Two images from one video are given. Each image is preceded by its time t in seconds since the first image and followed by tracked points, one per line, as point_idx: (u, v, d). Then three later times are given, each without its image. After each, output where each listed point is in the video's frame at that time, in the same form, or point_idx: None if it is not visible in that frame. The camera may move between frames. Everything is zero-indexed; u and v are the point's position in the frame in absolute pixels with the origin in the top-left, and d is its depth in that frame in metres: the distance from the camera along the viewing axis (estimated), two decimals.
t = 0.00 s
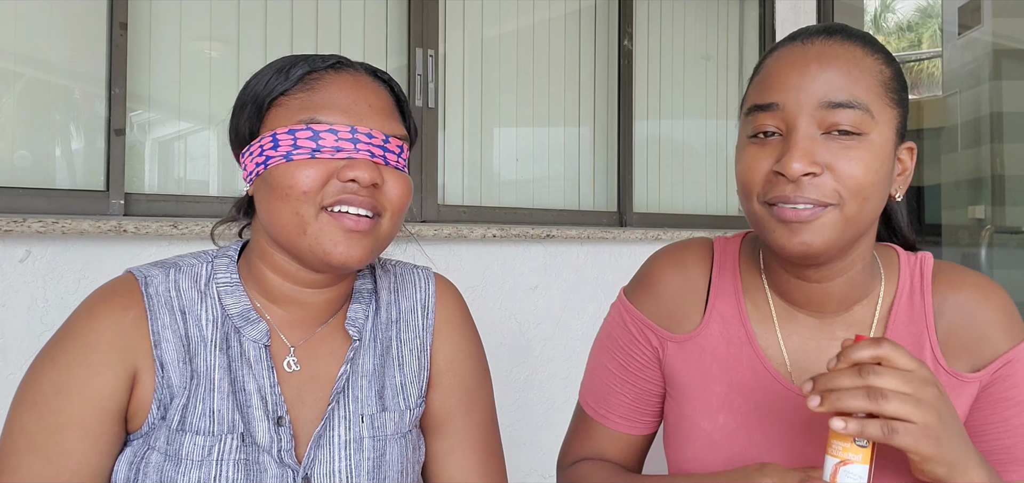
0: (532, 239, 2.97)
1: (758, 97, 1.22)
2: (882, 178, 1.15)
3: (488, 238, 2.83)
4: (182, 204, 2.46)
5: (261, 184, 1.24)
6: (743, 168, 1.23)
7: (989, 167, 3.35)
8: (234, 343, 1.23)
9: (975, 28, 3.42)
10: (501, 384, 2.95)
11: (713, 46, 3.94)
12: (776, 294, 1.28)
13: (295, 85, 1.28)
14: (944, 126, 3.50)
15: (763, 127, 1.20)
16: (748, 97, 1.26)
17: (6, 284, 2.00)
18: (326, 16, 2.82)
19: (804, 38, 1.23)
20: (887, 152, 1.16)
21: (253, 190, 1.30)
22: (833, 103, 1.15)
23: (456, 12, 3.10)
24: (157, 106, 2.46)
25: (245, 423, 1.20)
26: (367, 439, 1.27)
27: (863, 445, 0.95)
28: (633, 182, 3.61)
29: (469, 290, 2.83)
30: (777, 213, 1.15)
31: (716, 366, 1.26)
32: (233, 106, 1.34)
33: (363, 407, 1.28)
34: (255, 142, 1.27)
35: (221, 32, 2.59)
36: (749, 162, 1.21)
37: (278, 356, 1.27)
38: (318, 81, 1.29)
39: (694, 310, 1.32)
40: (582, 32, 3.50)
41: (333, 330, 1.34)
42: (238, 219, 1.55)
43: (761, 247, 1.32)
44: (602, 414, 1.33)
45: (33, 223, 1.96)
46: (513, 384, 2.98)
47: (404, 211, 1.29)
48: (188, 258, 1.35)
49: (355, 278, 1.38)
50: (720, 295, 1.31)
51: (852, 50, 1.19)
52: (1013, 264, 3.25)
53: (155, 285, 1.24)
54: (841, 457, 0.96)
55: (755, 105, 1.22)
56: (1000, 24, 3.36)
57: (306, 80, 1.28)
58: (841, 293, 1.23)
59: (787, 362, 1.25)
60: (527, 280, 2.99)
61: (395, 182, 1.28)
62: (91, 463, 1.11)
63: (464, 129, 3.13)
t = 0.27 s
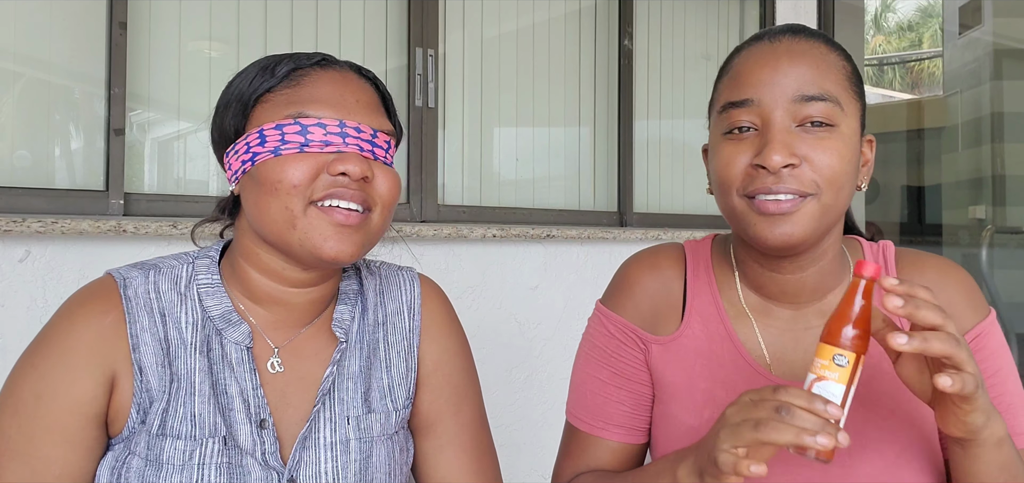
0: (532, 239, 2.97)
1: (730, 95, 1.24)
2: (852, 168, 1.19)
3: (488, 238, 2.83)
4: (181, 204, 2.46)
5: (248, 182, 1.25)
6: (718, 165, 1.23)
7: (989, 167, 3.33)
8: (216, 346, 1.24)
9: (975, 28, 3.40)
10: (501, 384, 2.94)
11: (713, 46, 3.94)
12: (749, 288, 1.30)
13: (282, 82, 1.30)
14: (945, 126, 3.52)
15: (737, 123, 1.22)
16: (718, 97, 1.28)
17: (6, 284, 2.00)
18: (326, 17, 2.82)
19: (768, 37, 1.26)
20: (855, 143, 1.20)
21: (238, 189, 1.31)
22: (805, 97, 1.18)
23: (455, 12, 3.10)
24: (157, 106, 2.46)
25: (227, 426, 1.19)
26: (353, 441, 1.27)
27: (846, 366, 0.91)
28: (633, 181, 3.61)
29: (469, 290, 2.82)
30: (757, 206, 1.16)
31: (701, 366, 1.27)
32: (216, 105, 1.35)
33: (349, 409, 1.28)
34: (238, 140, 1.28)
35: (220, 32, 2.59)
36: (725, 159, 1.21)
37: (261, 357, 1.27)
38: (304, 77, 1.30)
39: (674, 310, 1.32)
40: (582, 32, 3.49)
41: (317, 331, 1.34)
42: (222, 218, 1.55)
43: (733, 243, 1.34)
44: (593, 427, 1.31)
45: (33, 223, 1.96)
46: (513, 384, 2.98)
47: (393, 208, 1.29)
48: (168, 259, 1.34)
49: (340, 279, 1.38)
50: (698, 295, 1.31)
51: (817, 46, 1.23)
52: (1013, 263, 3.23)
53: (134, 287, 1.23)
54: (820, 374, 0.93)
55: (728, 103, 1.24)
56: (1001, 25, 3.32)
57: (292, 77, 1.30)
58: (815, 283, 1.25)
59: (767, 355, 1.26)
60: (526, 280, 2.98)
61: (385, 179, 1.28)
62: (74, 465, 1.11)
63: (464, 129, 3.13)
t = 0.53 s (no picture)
0: (532, 239, 2.97)
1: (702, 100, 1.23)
2: (822, 175, 1.19)
3: (488, 238, 2.83)
4: (181, 204, 2.46)
5: (249, 168, 1.25)
6: (693, 171, 1.22)
7: (990, 167, 3.34)
8: (219, 346, 1.23)
9: (975, 28, 3.41)
10: (501, 385, 2.94)
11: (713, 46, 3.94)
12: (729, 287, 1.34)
13: (286, 76, 1.32)
14: (945, 125, 3.52)
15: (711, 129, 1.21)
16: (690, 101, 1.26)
17: (6, 284, 2.00)
18: (327, 17, 2.82)
19: (740, 39, 1.25)
20: (825, 148, 1.20)
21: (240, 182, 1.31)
22: (777, 104, 1.18)
23: (455, 12, 3.09)
24: (156, 106, 2.46)
25: (230, 427, 1.20)
26: (355, 442, 1.27)
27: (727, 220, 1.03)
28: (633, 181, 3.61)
29: (469, 290, 2.82)
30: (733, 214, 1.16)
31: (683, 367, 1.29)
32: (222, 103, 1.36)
33: (351, 410, 1.28)
34: (242, 135, 1.29)
35: (221, 32, 2.59)
36: (700, 166, 1.21)
37: (263, 356, 1.27)
38: (308, 71, 1.33)
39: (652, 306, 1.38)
40: (582, 32, 3.50)
41: (319, 329, 1.33)
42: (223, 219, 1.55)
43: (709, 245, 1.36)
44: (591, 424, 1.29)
45: (33, 223, 1.96)
46: (513, 385, 2.97)
47: (394, 198, 1.29)
48: (170, 258, 1.34)
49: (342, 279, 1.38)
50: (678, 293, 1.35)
51: (789, 50, 1.23)
52: (1014, 264, 3.24)
53: (137, 287, 1.23)
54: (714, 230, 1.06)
55: (700, 108, 1.23)
56: (1002, 24, 3.34)
57: (296, 72, 1.32)
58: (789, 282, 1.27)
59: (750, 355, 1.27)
60: (526, 280, 2.98)
61: (387, 169, 1.28)
62: (76, 466, 1.11)
63: (464, 129, 3.12)
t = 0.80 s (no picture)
0: (532, 239, 2.97)
1: (702, 101, 1.23)
2: (818, 181, 1.19)
3: (488, 238, 2.82)
4: (181, 204, 2.46)
5: (262, 165, 1.25)
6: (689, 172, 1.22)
7: (990, 167, 3.34)
8: (228, 342, 1.23)
9: (975, 28, 3.41)
10: (501, 385, 2.94)
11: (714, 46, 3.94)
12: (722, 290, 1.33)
13: (303, 77, 1.34)
14: (946, 125, 3.51)
15: (709, 131, 1.21)
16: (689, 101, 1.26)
17: (6, 284, 1.99)
18: (326, 17, 2.82)
19: (740, 41, 1.25)
20: (822, 154, 1.21)
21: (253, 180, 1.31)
22: (776, 110, 1.17)
23: (455, 12, 3.09)
24: (156, 106, 2.46)
25: (238, 421, 1.20)
26: (361, 437, 1.27)
27: (705, 228, 1.04)
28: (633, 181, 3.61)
29: (469, 290, 2.82)
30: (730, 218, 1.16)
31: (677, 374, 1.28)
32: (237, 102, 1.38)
33: (358, 405, 1.28)
34: (256, 135, 1.29)
35: (221, 32, 2.58)
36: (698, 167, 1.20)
37: (271, 352, 1.27)
38: (324, 72, 1.34)
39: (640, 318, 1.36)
40: (582, 32, 3.49)
41: (327, 327, 1.34)
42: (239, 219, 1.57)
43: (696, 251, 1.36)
44: (593, 445, 1.30)
45: (32, 223, 1.95)
46: (513, 385, 2.97)
47: (405, 199, 1.29)
48: (181, 256, 1.34)
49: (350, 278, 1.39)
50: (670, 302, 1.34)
51: (789, 54, 1.22)
52: (1013, 264, 3.24)
53: (148, 283, 1.24)
54: (691, 242, 1.07)
55: (700, 110, 1.22)
56: (1001, 24, 3.32)
57: (313, 73, 1.35)
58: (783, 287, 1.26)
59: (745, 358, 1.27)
60: (527, 280, 2.98)
61: (398, 170, 1.28)
62: (84, 462, 1.11)
63: (464, 129, 3.12)
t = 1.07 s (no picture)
0: (532, 239, 2.97)
1: (706, 102, 1.23)
2: (820, 181, 1.19)
3: (488, 238, 2.82)
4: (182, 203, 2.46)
5: (264, 166, 1.26)
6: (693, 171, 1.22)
7: (990, 167, 3.33)
8: (230, 334, 1.24)
9: (975, 28, 3.41)
10: (501, 385, 2.94)
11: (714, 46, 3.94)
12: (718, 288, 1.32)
13: (308, 80, 1.34)
14: (945, 126, 3.51)
15: (714, 131, 1.21)
16: (694, 101, 1.26)
17: (6, 284, 2.00)
18: (326, 18, 2.82)
19: (746, 41, 1.25)
20: (825, 155, 1.21)
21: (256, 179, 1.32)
22: (781, 110, 1.17)
23: (455, 12, 3.09)
24: (157, 106, 2.46)
25: (239, 410, 1.20)
26: (359, 431, 1.26)
27: (716, 219, 1.02)
28: (633, 181, 3.61)
29: (469, 290, 2.82)
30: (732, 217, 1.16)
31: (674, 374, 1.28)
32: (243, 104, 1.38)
33: (356, 399, 1.28)
34: (259, 136, 1.29)
35: (220, 32, 2.58)
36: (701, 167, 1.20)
37: (273, 346, 1.27)
38: (328, 77, 1.34)
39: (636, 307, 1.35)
40: (582, 32, 3.50)
41: (328, 323, 1.34)
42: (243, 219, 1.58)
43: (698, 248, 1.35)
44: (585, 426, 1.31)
45: (33, 223, 1.96)
46: (513, 385, 2.97)
47: (402, 203, 1.29)
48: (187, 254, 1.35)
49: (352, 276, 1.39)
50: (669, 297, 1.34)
51: (794, 54, 1.22)
52: (1013, 264, 3.24)
53: (153, 278, 1.24)
54: (699, 236, 1.04)
55: (705, 110, 1.22)
56: (1001, 24, 3.32)
57: (318, 77, 1.35)
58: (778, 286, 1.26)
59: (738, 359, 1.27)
60: (526, 280, 2.98)
61: (396, 173, 1.28)
62: (85, 455, 1.12)
63: (464, 129, 3.12)
